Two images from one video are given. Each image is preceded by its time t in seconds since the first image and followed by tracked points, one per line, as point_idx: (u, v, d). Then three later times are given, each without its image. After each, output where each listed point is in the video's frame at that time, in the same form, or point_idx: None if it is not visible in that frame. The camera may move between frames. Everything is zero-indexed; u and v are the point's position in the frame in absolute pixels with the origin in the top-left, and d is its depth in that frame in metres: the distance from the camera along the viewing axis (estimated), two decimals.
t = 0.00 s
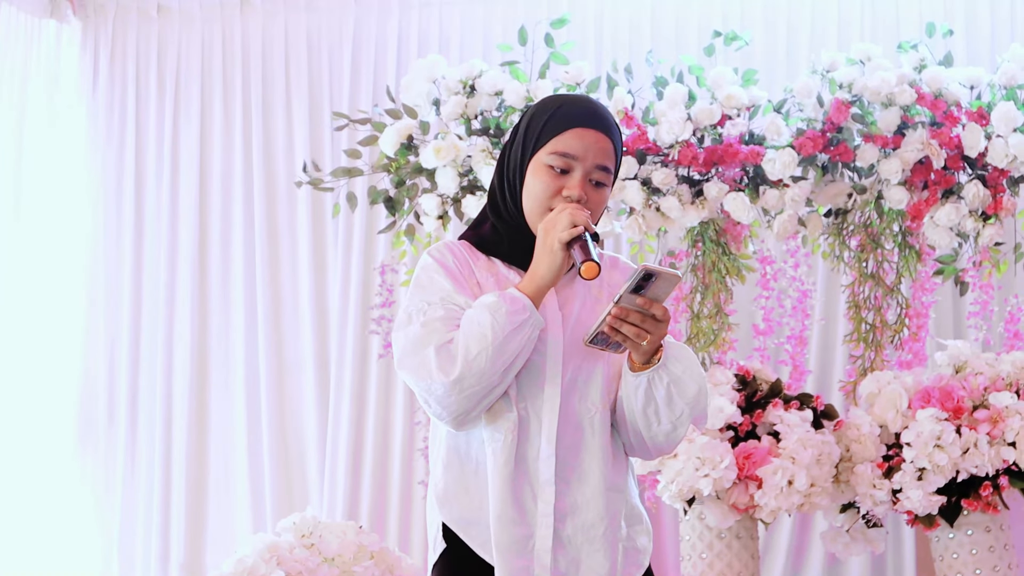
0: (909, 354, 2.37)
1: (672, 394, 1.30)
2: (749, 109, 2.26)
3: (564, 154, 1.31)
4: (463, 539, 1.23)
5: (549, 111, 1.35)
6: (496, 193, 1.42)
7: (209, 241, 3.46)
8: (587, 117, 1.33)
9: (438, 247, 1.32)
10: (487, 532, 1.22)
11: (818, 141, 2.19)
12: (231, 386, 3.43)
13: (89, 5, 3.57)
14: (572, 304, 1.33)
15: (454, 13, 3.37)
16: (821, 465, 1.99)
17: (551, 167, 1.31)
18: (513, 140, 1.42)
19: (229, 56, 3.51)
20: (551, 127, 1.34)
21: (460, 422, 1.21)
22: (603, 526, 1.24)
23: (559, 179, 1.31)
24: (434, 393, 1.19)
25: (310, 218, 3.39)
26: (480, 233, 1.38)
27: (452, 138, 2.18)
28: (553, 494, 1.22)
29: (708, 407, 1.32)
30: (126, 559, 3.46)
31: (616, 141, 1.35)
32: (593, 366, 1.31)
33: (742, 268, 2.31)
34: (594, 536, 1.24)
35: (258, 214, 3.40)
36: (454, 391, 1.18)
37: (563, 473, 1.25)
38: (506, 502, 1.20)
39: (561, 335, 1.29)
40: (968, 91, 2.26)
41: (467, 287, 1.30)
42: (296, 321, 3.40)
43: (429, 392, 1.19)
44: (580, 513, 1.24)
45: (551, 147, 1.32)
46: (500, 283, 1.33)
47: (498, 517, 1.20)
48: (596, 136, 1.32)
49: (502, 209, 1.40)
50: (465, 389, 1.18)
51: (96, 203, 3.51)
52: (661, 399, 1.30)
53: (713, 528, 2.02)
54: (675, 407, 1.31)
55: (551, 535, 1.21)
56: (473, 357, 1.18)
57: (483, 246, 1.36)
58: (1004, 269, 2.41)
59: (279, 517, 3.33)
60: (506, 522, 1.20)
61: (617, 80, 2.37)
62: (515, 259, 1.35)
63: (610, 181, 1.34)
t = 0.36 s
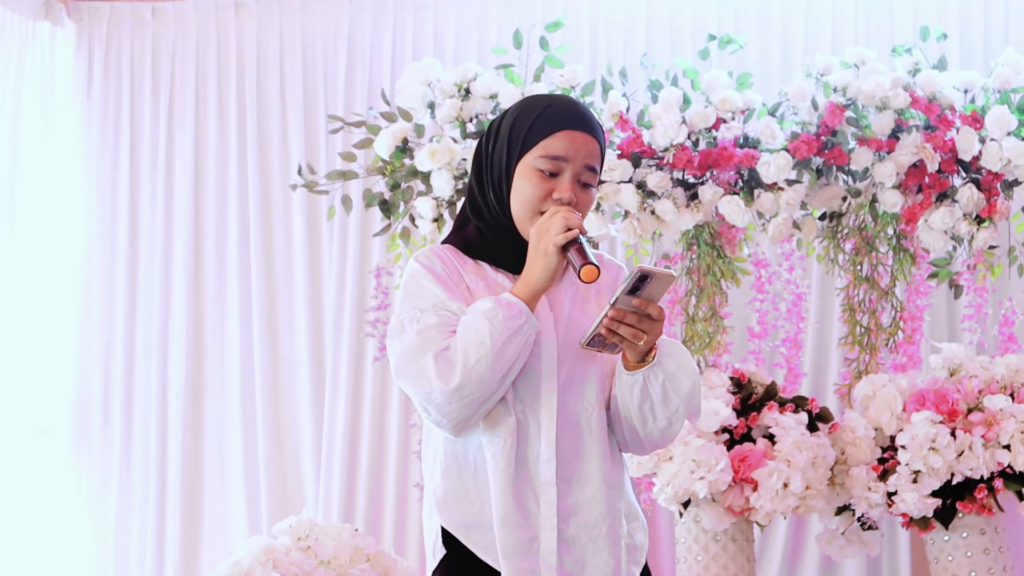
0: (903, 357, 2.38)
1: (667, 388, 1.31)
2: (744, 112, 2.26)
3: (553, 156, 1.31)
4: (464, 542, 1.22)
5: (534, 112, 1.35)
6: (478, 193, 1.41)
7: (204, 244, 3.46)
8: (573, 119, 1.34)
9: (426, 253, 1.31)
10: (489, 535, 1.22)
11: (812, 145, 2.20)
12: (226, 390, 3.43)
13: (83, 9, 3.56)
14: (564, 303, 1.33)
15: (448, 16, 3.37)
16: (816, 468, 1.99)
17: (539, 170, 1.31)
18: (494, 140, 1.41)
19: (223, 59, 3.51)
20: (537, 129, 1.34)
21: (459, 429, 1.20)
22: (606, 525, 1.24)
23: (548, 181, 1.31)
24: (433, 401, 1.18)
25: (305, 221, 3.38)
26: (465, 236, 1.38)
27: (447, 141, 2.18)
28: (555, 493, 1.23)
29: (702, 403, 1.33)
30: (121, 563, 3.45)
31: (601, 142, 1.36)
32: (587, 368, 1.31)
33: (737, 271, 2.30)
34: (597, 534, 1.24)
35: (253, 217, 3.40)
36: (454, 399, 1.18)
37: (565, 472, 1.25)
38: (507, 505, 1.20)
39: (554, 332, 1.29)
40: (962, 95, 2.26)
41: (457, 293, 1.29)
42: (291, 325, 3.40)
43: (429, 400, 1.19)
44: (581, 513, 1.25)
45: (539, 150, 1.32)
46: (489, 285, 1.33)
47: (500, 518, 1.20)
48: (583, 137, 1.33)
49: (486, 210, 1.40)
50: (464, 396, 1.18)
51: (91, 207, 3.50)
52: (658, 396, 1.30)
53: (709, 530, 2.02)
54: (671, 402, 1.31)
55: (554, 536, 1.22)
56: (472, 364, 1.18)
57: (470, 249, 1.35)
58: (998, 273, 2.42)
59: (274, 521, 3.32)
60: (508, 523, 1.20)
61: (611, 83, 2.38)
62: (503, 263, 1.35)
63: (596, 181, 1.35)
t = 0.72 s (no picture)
0: (900, 361, 2.38)
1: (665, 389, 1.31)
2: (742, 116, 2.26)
3: (542, 161, 1.30)
4: (464, 551, 1.22)
5: (520, 116, 1.34)
6: (465, 197, 1.41)
7: (202, 247, 3.46)
8: (560, 121, 1.33)
9: (418, 262, 1.31)
10: (491, 542, 1.22)
11: (810, 148, 2.20)
12: (225, 393, 3.43)
13: (81, 11, 3.56)
14: (558, 308, 1.33)
15: (446, 20, 3.37)
16: (814, 471, 1.99)
17: (529, 175, 1.31)
18: (480, 142, 1.40)
19: (222, 62, 3.50)
20: (523, 133, 1.33)
21: (460, 441, 1.20)
22: (608, 529, 1.24)
23: (539, 186, 1.31)
24: (433, 414, 1.19)
25: (303, 224, 3.38)
26: (456, 241, 1.37)
27: (446, 144, 2.18)
28: (557, 499, 1.23)
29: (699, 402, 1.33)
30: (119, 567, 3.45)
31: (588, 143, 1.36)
32: (584, 374, 1.31)
33: (735, 274, 2.30)
34: (600, 538, 1.24)
35: (251, 220, 3.40)
36: (454, 411, 1.18)
37: (566, 477, 1.25)
38: (509, 512, 1.20)
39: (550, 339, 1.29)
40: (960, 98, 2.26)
41: (452, 302, 1.29)
42: (289, 328, 3.40)
43: (429, 413, 1.19)
44: (583, 518, 1.25)
45: (528, 156, 1.31)
46: (484, 293, 1.33)
47: (503, 525, 1.20)
48: (571, 140, 1.33)
49: (475, 214, 1.39)
50: (464, 409, 1.18)
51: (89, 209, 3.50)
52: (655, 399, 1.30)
53: (707, 534, 2.02)
54: (669, 402, 1.31)
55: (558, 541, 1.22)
56: (471, 377, 1.18)
57: (462, 256, 1.35)
58: (995, 276, 2.42)
59: (272, 524, 3.32)
60: (511, 530, 1.20)
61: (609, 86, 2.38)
62: (496, 269, 1.35)
63: (584, 183, 1.35)
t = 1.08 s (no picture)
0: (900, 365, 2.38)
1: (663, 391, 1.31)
2: (741, 120, 2.27)
3: (530, 167, 1.30)
4: (464, 556, 1.22)
5: (507, 121, 1.34)
6: (462, 204, 1.41)
7: (202, 251, 3.46)
8: (547, 125, 1.32)
9: (415, 269, 1.31)
10: (490, 547, 1.22)
11: (810, 152, 2.20)
12: (224, 397, 3.43)
13: (81, 14, 3.55)
14: (555, 311, 1.33)
15: (446, 24, 3.37)
16: (813, 475, 1.99)
17: (519, 182, 1.31)
18: (472, 150, 1.40)
19: (221, 65, 3.50)
20: (511, 139, 1.33)
21: (455, 448, 1.21)
22: (608, 533, 1.24)
23: (529, 192, 1.30)
24: (427, 423, 1.19)
25: (303, 228, 3.38)
26: (453, 247, 1.37)
27: (445, 148, 2.18)
28: (556, 503, 1.23)
29: (698, 405, 1.33)
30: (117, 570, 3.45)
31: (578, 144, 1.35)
32: (582, 378, 1.30)
33: (735, 278, 2.30)
34: (600, 542, 1.24)
35: (251, 224, 3.40)
36: (447, 420, 1.19)
37: (565, 480, 1.25)
38: (508, 516, 1.20)
39: (546, 344, 1.29)
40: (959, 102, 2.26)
41: (449, 309, 1.30)
42: (289, 331, 3.40)
43: (423, 422, 1.20)
44: (583, 522, 1.25)
45: (517, 162, 1.31)
46: (481, 299, 1.33)
47: (503, 530, 1.20)
48: (559, 143, 1.32)
49: (472, 221, 1.39)
50: (457, 417, 1.19)
51: (89, 213, 3.51)
52: (652, 402, 1.30)
53: (706, 538, 2.02)
54: (666, 406, 1.31)
55: (558, 546, 1.22)
56: (463, 385, 1.18)
57: (460, 262, 1.35)
58: (995, 280, 2.42)
59: (271, 528, 3.32)
60: (511, 535, 1.20)
61: (608, 90, 2.38)
62: (494, 274, 1.34)
63: (577, 184, 1.34)
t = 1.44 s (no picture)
0: (900, 367, 2.38)
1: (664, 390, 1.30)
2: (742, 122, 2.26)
3: (524, 169, 1.30)
4: (461, 558, 1.23)
5: (501, 124, 1.34)
6: (463, 208, 1.41)
7: (203, 253, 3.46)
8: (540, 126, 1.32)
9: (417, 269, 1.32)
10: (487, 550, 1.22)
11: (810, 154, 2.20)
12: (224, 399, 3.43)
13: (82, 16, 3.54)
14: (559, 314, 1.33)
15: (447, 27, 3.38)
16: (814, 478, 1.99)
17: (514, 184, 1.31)
18: (470, 154, 1.41)
19: (222, 67, 3.50)
20: (505, 142, 1.33)
21: (453, 447, 1.21)
22: (605, 537, 1.24)
23: (525, 194, 1.30)
24: (422, 422, 1.19)
25: (304, 230, 3.38)
26: (457, 249, 1.38)
27: (446, 150, 2.18)
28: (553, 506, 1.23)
29: (698, 414, 1.32)
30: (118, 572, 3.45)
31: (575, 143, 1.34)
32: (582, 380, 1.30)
33: (736, 281, 2.30)
34: (598, 546, 1.24)
35: (252, 226, 3.40)
36: (442, 419, 1.19)
37: (562, 484, 1.25)
38: (505, 518, 1.20)
39: (547, 346, 1.29)
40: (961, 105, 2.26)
41: (450, 311, 1.30)
42: (289, 333, 3.40)
43: (419, 423, 1.20)
44: (580, 524, 1.25)
45: (511, 165, 1.31)
46: (483, 300, 1.33)
47: (499, 531, 1.20)
48: (552, 143, 1.31)
49: (473, 224, 1.39)
50: (452, 416, 1.18)
51: (89, 215, 3.50)
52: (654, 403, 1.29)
53: (706, 540, 2.02)
54: (668, 409, 1.31)
55: (554, 549, 1.22)
56: (458, 385, 1.18)
57: (462, 264, 1.35)
58: (996, 283, 2.42)
59: (271, 530, 3.32)
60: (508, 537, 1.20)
61: (609, 92, 2.38)
62: (497, 275, 1.34)
63: (574, 183, 1.34)
